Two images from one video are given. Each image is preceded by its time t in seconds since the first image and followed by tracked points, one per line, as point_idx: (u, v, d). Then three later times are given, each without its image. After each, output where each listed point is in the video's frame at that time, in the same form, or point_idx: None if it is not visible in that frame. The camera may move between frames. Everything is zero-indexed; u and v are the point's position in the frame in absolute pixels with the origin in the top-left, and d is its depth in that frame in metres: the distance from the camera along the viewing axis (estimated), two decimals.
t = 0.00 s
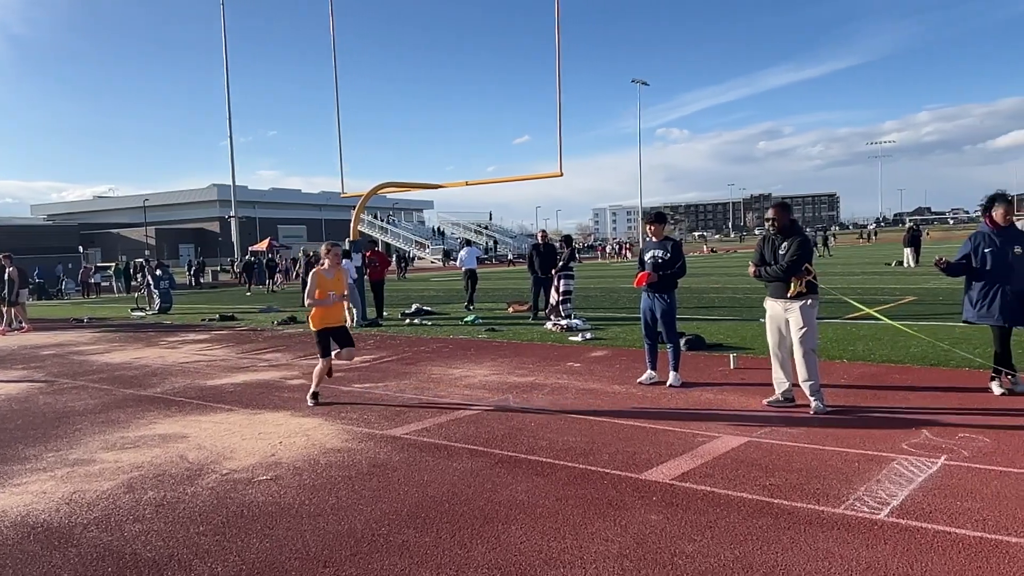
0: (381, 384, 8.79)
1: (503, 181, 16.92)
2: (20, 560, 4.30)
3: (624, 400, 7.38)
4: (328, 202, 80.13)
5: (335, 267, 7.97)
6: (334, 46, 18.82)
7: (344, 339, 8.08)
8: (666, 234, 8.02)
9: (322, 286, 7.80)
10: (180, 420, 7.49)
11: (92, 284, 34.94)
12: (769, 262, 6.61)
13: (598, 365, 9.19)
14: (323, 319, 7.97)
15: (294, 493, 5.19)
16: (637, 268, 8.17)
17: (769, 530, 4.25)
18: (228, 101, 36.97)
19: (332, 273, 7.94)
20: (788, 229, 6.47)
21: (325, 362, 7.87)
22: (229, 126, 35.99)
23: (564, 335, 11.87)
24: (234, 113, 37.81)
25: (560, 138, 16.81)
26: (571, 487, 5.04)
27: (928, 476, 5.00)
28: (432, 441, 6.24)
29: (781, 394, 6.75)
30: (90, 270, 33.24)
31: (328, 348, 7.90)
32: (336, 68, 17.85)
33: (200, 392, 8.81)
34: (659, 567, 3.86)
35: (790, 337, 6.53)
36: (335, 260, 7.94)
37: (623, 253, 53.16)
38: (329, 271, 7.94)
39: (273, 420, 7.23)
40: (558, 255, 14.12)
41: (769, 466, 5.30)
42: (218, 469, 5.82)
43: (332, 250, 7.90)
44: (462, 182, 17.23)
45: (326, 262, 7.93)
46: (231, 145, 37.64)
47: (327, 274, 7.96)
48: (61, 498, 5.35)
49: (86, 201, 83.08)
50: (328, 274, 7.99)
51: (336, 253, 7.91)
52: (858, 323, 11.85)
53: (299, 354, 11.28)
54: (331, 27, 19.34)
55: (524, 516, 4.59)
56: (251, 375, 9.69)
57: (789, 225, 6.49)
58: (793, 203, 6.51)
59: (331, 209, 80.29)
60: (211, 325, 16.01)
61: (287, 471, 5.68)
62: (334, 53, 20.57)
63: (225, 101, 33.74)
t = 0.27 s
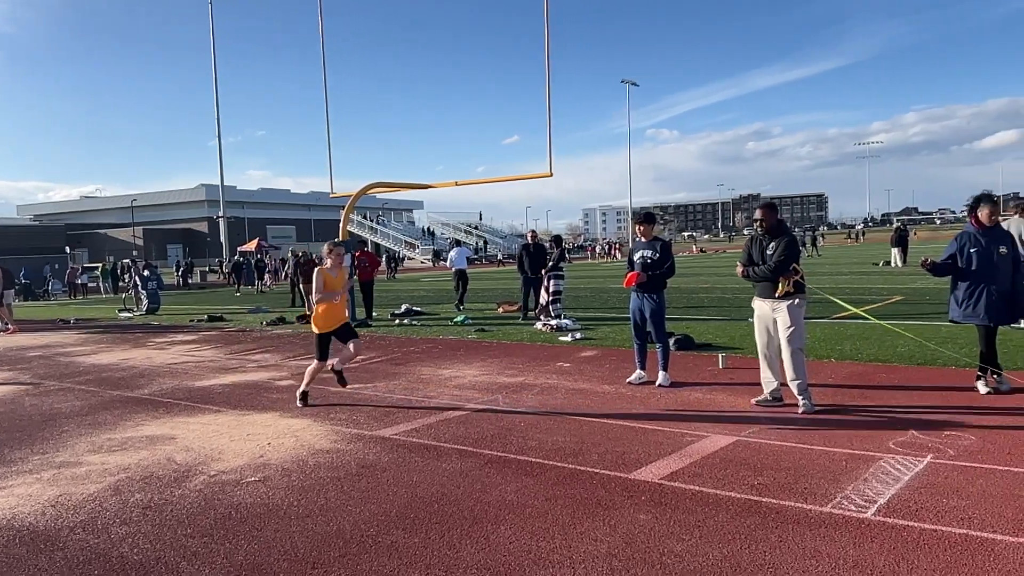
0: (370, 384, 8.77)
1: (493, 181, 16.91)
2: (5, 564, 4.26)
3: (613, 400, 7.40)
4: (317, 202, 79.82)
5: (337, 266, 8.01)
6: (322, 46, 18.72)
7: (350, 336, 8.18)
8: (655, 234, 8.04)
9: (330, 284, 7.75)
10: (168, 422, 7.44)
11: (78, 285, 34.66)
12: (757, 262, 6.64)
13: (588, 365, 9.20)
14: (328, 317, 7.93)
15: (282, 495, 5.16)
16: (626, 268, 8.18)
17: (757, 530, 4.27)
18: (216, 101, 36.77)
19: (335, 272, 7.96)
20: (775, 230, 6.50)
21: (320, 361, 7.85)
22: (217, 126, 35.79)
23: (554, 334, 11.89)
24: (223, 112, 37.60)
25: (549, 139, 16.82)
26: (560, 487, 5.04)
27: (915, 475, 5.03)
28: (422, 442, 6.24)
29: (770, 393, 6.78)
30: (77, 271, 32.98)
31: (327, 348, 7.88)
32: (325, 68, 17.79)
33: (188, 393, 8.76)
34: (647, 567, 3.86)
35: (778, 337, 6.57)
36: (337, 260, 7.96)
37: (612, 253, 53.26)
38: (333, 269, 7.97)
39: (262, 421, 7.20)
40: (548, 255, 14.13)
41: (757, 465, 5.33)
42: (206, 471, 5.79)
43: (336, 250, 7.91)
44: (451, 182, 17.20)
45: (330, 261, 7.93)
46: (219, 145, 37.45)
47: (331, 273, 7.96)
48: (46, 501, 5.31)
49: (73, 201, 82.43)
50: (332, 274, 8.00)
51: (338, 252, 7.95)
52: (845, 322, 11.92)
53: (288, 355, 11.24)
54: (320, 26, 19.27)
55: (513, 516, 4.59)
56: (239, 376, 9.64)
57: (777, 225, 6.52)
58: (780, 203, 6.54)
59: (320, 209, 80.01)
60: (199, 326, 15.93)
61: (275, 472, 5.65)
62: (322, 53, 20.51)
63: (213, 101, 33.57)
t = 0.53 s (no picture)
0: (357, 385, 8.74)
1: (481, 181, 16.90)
2: None
3: (601, 400, 7.41)
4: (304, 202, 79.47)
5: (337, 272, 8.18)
6: (310, 46, 18.64)
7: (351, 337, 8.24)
8: (642, 234, 8.06)
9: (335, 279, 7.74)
10: (153, 424, 7.39)
11: (62, 286, 34.31)
12: (743, 262, 6.67)
13: (576, 365, 9.22)
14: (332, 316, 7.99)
15: (269, 496, 5.14)
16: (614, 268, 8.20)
17: (743, 529, 4.29)
18: (202, 100, 36.56)
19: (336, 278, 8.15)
20: (760, 230, 6.54)
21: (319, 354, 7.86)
22: (203, 125, 35.56)
23: (542, 335, 11.90)
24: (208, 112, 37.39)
25: (537, 139, 16.85)
26: (548, 487, 5.05)
27: (899, 473, 5.08)
28: (409, 442, 6.22)
29: (756, 393, 6.82)
30: (60, 272, 32.66)
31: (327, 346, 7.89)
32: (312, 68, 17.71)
33: (173, 395, 8.70)
34: (634, 566, 3.87)
35: (764, 336, 6.60)
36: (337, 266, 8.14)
37: (600, 253, 53.37)
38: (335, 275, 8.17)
39: (248, 422, 7.16)
40: (536, 256, 14.14)
41: (743, 464, 5.35)
42: (191, 473, 5.76)
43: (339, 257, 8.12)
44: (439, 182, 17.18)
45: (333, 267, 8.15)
46: (204, 145, 37.24)
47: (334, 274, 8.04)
48: (29, 504, 5.25)
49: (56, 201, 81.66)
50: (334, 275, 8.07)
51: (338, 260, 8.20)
52: (831, 322, 12.01)
53: (275, 356, 11.18)
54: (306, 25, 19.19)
55: (501, 516, 4.59)
56: (226, 378, 9.59)
57: (762, 225, 6.56)
58: (765, 203, 6.58)
59: (307, 209, 79.68)
60: (185, 327, 15.82)
61: (262, 474, 5.63)
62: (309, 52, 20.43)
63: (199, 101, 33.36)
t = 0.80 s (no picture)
0: (343, 386, 8.71)
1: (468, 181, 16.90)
2: None
3: (588, 400, 7.42)
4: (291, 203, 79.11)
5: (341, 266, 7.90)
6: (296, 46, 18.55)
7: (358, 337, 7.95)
8: (629, 234, 8.08)
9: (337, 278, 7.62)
10: (137, 426, 7.33)
11: (45, 287, 33.94)
12: (728, 262, 6.71)
13: (563, 365, 9.23)
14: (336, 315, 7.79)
15: (255, 498, 5.11)
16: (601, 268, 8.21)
17: (729, 527, 4.31)
18: (187, 100, 36.30)
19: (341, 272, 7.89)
20: (745, 230, 6.57)
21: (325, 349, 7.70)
22: (189, 125, 35.28)
23: (530, 335, 11.91)
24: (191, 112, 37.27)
25: (524, 140, 16.86)
26: (535, 487, 5.05)
27: (883, 471, 5.12)
28: (395, 443, 6.21)
29: (742, 392, 6.85)
30: (43, 273, 32.31)
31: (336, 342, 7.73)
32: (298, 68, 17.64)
33: (158, 397, 8.63)
34: (620, 565, 3.88)
35: (749, 336, 6.64)
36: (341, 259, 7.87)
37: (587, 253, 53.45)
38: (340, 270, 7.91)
39: (234, 424, 7.12)
40: (523, 256, 14.14)
41: (729, 463, 5.38)
42: (176, 475, 5.71)
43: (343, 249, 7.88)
44: (426, 182, 17.16)
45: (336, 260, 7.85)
46: (190, 145, 37.00)
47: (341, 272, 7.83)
48: (11, 508, 5.19)
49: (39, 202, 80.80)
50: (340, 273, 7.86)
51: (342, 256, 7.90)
52: (816, 321, 12.10)
53: (261, 357, 11.12)
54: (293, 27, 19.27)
55: (487, 516, 4.59)
56: (211, 379, 9.52)
57: (747, 225, 6.59)
58: (750, 204, 6.61)
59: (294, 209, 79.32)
60: (170, 328, 15.70)
61: (247, 476, 5.60)
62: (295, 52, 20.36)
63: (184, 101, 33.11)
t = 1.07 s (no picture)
0: (330, 387, 8.67)
1: (455, 181, 16.87)
2: None
3: (575, 399, 7.44)
4: (277, 203, 78.71)
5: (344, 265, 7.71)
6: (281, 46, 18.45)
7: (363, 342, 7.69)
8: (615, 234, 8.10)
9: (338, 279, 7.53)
10: (122, 428, 7.28)
11: (28, 288, 33.58)
12: (713, 262, 6.74)
13: (550, 364, 9.24)
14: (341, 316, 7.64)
15: (240, 500, 5.08)
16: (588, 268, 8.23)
17: (714, 526, 4.32)
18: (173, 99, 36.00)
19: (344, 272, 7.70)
20: (730, 229, 6.61)
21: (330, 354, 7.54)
22: (174, 125, 35.03)
23: (517, 335, 11.91)
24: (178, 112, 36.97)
25: (511, 140, 16.87)
26: (521, 487, 5.05)
27: (866, 469, 5.16)
28: (382, 444, 6.19)
29: (727, 391, 6.89)
30: (25, 274, 31.97)
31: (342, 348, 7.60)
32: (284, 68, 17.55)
33: (142, 399, 8.57)
34: (606, 565, 3.89)
35: (734, 335, 6.67)
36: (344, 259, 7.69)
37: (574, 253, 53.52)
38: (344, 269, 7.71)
39: (219, 426, 7.07)
40: (510, 256, 14.14)
41: (715, 462, 5.40)
42: (160, 478, 5.67)
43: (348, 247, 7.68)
44: (413, 182, 17.11)
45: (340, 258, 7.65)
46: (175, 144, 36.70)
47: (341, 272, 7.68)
48: None
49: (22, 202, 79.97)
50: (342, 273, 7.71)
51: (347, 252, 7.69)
52: (801, 320, 12.17)
53: (247, 358, 11.06)
54: (279, 27, 19.49)
55: (474, 516, 4.59)
56: (196, 380, 9.46)
57: (732, 224, 6.63)
58: (734, 204, 6.66)
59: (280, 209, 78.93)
60: (155, 329, 15.58)
61: (232, 477, 5.57)
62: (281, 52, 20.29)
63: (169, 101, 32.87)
